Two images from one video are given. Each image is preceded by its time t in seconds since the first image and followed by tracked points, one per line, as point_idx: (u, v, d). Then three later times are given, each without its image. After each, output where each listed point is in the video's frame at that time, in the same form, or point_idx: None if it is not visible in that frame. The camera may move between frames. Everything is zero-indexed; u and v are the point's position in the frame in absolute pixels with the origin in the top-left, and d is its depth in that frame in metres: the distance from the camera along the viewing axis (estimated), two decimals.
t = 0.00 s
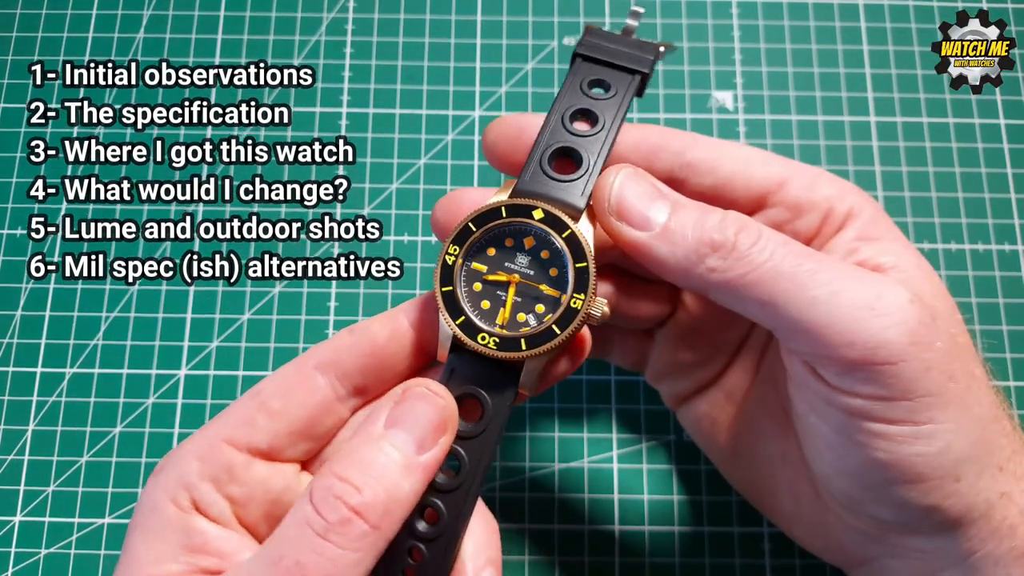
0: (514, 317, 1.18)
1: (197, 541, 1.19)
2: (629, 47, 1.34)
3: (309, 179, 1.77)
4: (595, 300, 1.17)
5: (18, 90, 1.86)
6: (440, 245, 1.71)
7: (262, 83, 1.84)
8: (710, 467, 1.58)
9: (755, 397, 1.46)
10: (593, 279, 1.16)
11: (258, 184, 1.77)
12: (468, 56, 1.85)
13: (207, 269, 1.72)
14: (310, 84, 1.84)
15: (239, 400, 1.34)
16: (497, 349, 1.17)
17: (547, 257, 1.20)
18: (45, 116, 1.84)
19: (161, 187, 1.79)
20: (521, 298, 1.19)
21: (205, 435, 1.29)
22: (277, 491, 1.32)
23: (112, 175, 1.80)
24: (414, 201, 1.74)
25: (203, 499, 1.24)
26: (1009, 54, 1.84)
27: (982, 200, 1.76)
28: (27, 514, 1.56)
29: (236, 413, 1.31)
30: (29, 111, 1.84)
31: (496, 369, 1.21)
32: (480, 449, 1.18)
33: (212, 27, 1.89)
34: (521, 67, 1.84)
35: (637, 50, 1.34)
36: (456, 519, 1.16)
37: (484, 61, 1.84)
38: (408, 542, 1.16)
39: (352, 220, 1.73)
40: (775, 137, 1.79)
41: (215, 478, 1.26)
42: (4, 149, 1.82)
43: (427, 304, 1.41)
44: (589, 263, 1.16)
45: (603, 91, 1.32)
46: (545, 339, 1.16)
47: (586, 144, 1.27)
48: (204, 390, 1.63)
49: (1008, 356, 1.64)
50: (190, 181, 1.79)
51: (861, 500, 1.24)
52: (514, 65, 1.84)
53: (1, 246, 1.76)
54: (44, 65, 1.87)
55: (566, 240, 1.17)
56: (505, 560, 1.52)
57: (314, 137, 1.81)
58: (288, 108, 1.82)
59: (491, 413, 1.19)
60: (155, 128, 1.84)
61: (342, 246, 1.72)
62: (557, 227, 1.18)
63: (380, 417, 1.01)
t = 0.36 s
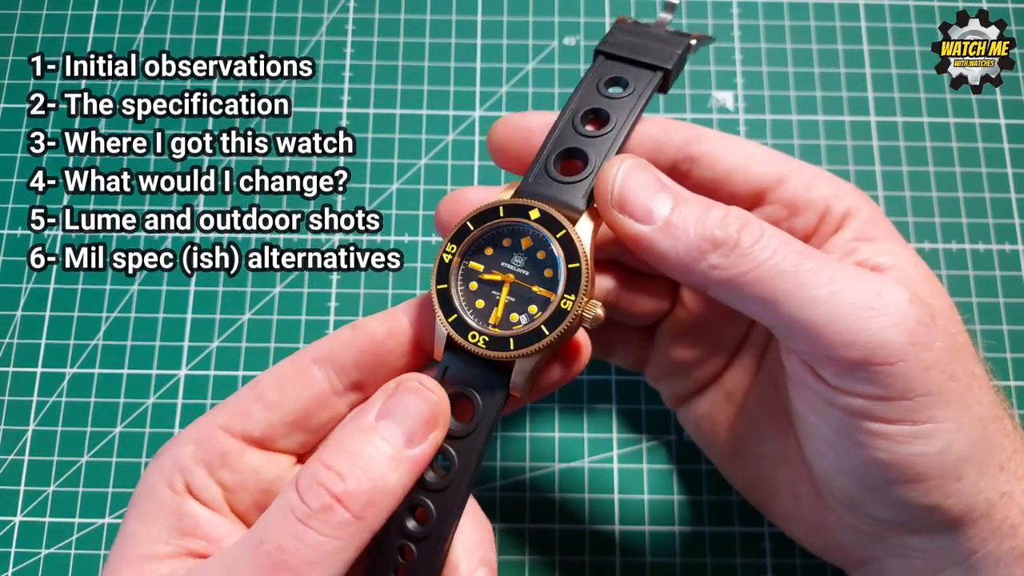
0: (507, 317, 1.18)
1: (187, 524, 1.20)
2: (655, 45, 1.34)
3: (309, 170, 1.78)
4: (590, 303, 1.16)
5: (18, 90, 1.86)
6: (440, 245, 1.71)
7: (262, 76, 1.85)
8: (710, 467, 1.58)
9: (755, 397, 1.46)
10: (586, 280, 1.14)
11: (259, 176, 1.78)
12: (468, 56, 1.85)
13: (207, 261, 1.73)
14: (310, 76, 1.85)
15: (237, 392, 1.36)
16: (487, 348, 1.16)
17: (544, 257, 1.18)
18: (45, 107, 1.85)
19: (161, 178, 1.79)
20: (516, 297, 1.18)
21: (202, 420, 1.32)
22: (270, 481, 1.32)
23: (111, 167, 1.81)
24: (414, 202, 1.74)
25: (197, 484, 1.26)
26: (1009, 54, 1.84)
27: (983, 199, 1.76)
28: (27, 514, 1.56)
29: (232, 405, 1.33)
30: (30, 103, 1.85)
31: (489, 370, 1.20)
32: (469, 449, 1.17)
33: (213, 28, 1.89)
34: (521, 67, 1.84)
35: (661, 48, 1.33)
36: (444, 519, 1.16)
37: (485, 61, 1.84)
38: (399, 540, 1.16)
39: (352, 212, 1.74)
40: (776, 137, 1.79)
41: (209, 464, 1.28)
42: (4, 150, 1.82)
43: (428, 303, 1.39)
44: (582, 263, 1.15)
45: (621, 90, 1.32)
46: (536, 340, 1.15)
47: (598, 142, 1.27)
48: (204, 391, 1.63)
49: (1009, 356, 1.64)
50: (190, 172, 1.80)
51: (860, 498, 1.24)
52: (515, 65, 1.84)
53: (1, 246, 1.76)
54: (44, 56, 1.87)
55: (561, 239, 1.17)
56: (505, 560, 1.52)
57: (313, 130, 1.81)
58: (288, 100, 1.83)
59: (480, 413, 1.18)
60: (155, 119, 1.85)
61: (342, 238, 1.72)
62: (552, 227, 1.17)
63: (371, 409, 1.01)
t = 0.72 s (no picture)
0: (542, 309, 1.17)
1: (227, 548, 1.16)
2: (618, 42, 1.35)
3: (309, 162, 1.78)
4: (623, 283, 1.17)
5: (17, 90, 1.86)
6: (440, 245, 1.71)
7: (262, 67, 1.85)
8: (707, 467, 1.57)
9: (753, 397, 1.46)
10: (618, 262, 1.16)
11: (258, 167, 1.79)
12: (468, 56, 1.85)
13: (207, 252, 1.73)
14: (310, 66, 1.85)
15: (263, 399, 1.33)
16: (530, 340, 1.15)
17: (568, 246, 1.19)
18: (45, 98, 1.85)
19: (161, 170, 1.79)
20: (547, 289, 1.18)
21: (230, 433, 1.28)
22: (310, 493, 1.32)
23: (111, 158, 1.82)
24: (414, 201, 1.74)
25: (233, 501, 1.22)
26: (1009, 54, 1.84)
27: (983, 199, 1.76)
28: (27, 514, 1.56)
29: (260, 413, 1.30)
30: (30, 94, 1.86)
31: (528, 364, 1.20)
32: (525, 447, 1.18)
33: (213, 27, 1.88)
34: (521, 66, 1.84)
35: (623, 44, 1.34)
36: (518, 515, 1.17)
37: (485, 60, 1.85)
38: (474, 544, 1.18)
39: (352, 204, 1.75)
40: (776, 137, 1.79)
41: (246, 477, 1.25)
42: (4, 149, 1.82)
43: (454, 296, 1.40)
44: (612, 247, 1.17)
45: (599, 87, 1.32)
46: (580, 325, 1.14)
47: (587, 140, 1.27)
48: (204, 390, 1.63)
49: (1009, 355, 1.64)
50: (190, 164, 1.80)
51: (858, 497, 1.24)
52: (515, 65, 1.84)
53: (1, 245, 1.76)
54: (44, 47, 1.88)
55: (586, 227, 1.18)
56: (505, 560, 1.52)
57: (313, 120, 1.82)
58: (288, 90, 1.83)
59: (531, 410, 1.18)
60: (155, 110, 1.85)
61: (342, 229, 1.72)
62: (574, 215, 1.19)
63: (425, 423, 1.01)
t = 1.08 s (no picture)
0: (574, 326, 1.18)
1: (288, 551, 1.18)
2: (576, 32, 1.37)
3: (309, 153, 1.79)
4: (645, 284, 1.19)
5: (17, 91, 1.86)
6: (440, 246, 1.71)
7: (262, 58, 1.86)
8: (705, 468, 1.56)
9: (747, 400, 1.48)
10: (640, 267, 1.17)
11: (259, 159, 1.79)
12: (468, 56, 1.85)
13: (207, 244, 1.74)
14: (310, 59, 1.86)
15: (305, 402, 1.33)
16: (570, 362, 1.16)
17: (586, 258, 1.19)
18: (45, 90, 1.86)
19: (161, 161, 1.81)
20: (576, 305, 1.18)
21: (276, 440, 1.29)
22: (357, 494, 1.33)
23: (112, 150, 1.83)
24: (414, 202, 1.74)
25: (286, 509, 1.23)
26: (1009, 55, 1.84)
27: (982, 199, 1.76)
28: (27, 514, 1.56)
29: (305, 418, 1.31)
30: (29, 85, 1.86)
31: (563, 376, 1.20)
32: (575, 457, 1.20)
33: (213, 28, 1.88)
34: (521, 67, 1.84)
35: (581, 33, 1.37)
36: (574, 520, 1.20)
37: (485, 61, 1.85)
38: (535, 553, 1.20)
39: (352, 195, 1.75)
40: (775, 137, 1.79)
41: (297, 486, 1.26)
42: (4, 150, 1.82)
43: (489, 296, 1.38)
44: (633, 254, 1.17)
45: (571, 80, 1.33)
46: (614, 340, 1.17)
47: (578, 136, 1.28)
48: (204, 391, 1.63)
49: (1008, 356, 1.64)
50: (190, 156, 1.81)
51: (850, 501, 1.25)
52: (515, 65, 1.84)
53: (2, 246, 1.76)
54: (44, 39, 1.88)
55: (602, 236, 1.18)
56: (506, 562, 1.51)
57: (313, 112, 1.82)
58: (289, 83, 1.84)
59: (577, 422, 1.19)
60: (154, 102, 1.85)
61: (342, 221, 1.73)
62: (590, 227, 1.19)
63: (470, 409, 1.02)
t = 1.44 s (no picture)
0: (560, 324, 1.18)
1: (274, 541, 1.17)
2: (555, 45, 1.38)
3: (310, 145, 1.79)
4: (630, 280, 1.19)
5: (17, 91, 1.86)
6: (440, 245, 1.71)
7: (262, 50, 1.86)
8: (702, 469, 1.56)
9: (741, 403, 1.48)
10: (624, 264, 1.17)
11: (258, 150, 1.79)
12: (468, 55, 1.85)
13: (206, 235, 1.74)
14: (309, 50, 1.86)
15: (294, 395, 1.34)
16: (558, 359, 1.16)
17: (570, 257, 1.20)
18: (45, 82, 1.86)
19: (161, 152, 1.81)
20: (561, 303, 1.18)
21: (266, 431, 1.29)
22: (344, 486, 1.32)
23: (111, 142, 1.83)
24: (414, 201, 1.74)
25: (273, 498, 1.23)
26: (1009, 54, 1.85)
27: (982, 199, 1.76)
28: (27, 514, 1.56)
29: (294, 409, 1.31)
30: (30, 77, 1.87)
31: (553, 377, 1.20)
32: (567, 457, 1.20)
33: (212, 27, 1.88)
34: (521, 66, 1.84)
35: (560, 47, 1.38)
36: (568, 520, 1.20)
37: (484, 60, 1.85)
38: (529, 556, 1.20)
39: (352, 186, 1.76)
40: (775, 137, 1.79)
41: (285, 476, 1.25)
42: (4, 150, 1.82)
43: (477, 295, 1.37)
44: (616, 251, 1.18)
45: (551, 94, 1.34)
46: (599, 335, 1.17)
47: (558, 148, 1.28)
48: (204, 391, 1.63)
49: (1009, 356, 1.64)
50: (190, 147, 1.81)
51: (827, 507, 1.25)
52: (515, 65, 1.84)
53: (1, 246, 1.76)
54: (44, 30, 1.88)
55: (585, 235, 1.19)
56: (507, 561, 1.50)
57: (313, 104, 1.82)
58: (288, 74, 1.84)
59: (567, 422, 1.20)
60: (155, 93, 1.86)
61: (342, 212, 1.74)
62: (572, 227, 1.19)
63: (441, 399, 1.02)
